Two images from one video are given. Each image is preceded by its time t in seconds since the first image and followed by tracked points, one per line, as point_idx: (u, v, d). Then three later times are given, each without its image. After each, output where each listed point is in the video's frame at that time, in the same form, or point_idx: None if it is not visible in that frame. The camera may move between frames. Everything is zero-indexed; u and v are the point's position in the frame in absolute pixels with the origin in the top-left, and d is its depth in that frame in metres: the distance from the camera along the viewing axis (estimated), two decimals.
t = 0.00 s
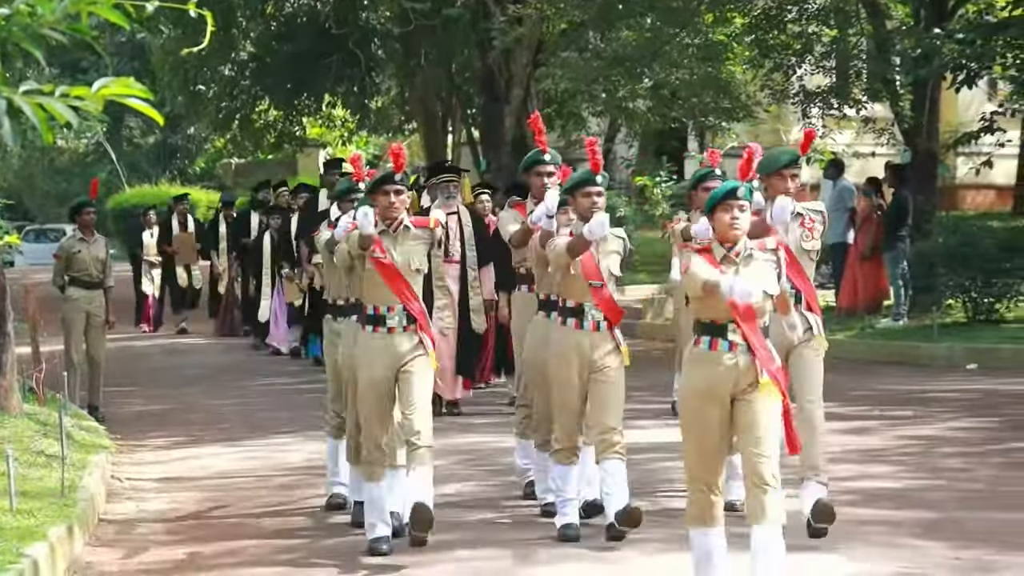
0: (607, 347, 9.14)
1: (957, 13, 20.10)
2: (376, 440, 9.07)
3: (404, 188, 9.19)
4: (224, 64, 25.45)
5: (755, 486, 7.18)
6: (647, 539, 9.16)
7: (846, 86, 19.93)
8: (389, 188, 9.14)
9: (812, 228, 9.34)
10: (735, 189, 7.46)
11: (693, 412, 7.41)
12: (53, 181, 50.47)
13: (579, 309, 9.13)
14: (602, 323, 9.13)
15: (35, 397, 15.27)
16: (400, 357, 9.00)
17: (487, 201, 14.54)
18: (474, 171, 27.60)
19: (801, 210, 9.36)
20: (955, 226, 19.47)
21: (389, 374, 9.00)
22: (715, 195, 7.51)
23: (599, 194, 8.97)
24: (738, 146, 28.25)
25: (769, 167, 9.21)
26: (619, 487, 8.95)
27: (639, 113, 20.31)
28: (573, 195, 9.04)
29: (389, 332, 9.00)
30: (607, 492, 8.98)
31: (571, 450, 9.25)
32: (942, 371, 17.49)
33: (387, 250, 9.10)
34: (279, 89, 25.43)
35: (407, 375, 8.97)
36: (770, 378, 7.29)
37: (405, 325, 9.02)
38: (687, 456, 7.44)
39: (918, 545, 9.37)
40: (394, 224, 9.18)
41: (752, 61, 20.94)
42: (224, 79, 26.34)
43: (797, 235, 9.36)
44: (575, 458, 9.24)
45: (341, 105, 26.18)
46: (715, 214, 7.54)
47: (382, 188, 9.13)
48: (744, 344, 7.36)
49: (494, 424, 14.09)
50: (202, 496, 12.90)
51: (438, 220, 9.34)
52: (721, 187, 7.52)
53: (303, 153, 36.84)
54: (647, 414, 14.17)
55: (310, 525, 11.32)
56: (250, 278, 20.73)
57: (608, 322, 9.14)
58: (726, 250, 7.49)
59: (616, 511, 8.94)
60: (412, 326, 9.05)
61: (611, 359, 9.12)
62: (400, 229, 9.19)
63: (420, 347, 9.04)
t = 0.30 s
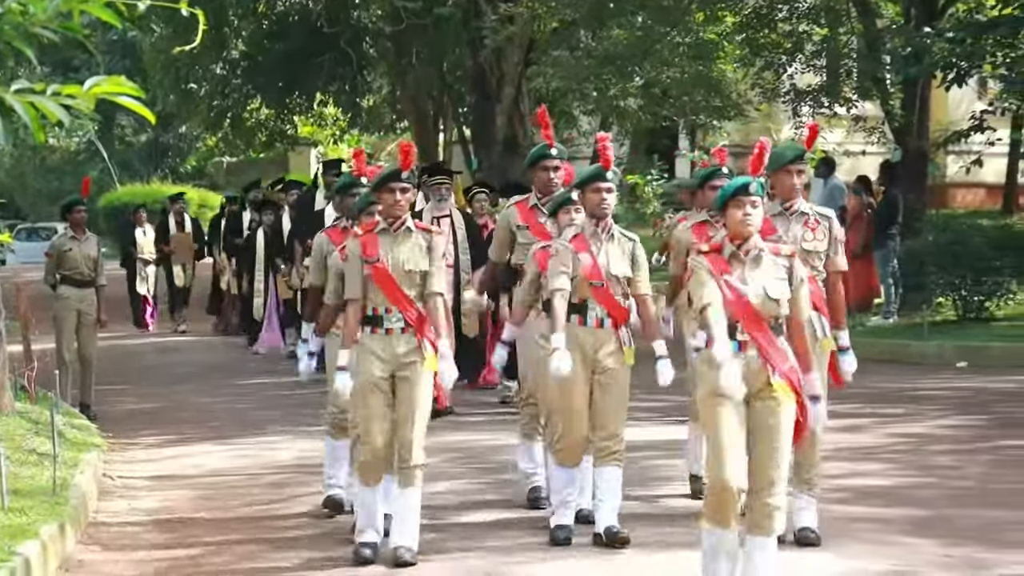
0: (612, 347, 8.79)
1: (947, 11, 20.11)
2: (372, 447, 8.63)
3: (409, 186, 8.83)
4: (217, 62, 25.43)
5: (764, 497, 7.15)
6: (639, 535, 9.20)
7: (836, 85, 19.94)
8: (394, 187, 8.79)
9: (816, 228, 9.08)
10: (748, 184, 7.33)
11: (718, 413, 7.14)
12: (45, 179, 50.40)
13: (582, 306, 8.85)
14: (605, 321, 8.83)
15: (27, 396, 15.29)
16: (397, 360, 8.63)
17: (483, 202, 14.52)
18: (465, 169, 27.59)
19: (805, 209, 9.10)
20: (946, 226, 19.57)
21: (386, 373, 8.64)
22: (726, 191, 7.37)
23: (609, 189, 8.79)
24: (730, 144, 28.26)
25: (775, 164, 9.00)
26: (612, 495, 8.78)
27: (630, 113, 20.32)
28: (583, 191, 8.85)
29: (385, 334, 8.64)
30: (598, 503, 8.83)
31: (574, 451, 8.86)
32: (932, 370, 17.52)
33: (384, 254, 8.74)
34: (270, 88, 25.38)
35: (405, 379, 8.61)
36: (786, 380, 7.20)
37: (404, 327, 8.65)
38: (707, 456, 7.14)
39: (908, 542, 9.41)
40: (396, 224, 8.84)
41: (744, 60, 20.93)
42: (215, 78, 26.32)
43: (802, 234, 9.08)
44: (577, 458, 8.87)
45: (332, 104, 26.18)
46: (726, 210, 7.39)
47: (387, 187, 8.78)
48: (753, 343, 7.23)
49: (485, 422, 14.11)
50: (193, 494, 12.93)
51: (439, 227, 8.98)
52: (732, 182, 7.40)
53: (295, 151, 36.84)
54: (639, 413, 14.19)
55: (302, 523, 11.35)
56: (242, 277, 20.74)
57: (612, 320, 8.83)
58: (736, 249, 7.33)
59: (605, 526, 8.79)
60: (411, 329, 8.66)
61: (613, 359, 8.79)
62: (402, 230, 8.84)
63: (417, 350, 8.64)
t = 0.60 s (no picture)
0: (605, 346, 8.71)
1: (933, 10, 20.11)
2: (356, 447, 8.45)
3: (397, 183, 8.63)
4: (206, 59, 25.37)
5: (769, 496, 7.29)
6: (627, 532, 9.24)
7: (824, 82, 19.93)
8: (380, 184, 8.57)
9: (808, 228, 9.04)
10: (758, 185, 7.21)
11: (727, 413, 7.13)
12: (33, 176, 50.27)
13: (575, 305, 8.71)
14: (599, 319, 8.67)
15: (14, 393, 15.30)
16: (385, 360, 8.49)
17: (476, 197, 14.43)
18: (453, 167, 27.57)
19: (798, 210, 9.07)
20: (933, 223, 19.63)
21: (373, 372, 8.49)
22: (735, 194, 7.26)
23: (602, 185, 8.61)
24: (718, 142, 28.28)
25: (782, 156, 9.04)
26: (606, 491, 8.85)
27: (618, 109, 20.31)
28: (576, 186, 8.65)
29: (374, 333, 8.50)
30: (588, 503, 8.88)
31: (578, 447, 8.67)
32: (918, 367, 17.56)
33: (367, 249, 8.59)
34: (258, 85, 25.32)
35: (395, 380, 8.53)
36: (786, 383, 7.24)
37: (392, 327, 8.51)
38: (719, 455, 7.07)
39: (895, 539, 9.45)
40: (383, 221, 8.64)
41: (731, 57, 20.92)
42: (204, 75, 26.28)
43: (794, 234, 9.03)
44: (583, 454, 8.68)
45: (321, 101, 26.18)
46: (736, 213, 7.27)
47: (374, 184, 8.57)
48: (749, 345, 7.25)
49: (473, 419, 14.15)
50: (181, 491, 12.96)
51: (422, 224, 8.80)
52: (742, 184, 7.28)
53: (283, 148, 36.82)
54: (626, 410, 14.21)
55: (290, 521, 11.39)
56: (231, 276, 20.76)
57: (606, 318, 8.68)
58: (738, 246, 7.30)
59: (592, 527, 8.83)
60: (399, 328, 8.53)
61: (608, 357, 8.73)
62: (387, 227, 8.65)
63: (405, 351, 8.52)
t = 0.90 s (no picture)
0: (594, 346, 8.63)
1: (914, 9, 20.13)
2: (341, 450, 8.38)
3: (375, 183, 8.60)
4: (189, 58, 25.31)
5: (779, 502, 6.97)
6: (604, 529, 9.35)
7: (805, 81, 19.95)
8: (359, 183, 8.55)
9: (800, 224, 8.95)
10: (752, 181, 7.19)
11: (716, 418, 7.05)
12: (16, 174, 50.20)
13: (561, 306, 8.68)
14: (586, 320, 8.65)
15: None
16: (369, 363, 8.35)
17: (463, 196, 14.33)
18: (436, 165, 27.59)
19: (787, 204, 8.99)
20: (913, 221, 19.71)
21: (358, 378, 8.36)
22: (729, 189, 7.27)
23: (581, 184, 8.71)
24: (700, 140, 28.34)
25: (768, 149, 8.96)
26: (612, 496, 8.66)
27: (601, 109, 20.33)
28: (555, 186, 8.76)
29: (358, 336, 8.38)
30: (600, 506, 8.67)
31: (563, 454, 8.70)
32: (898, 364, 17.65)
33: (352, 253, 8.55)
34: (242, 84, 25.28)
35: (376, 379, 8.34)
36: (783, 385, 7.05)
37: (377, 329, 8.40)
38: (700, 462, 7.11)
39: (876, 535, 9.54)
40: (362, 222, 8.64)
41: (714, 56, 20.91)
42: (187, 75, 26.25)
43: (785, 229, 8.94)
44: (567, 461, 8.70)
45: (304, 100, 26.16)
46: (729, 209, 7.29)
47: (352, 184, 8.55)
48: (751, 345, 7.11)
49: (456, 416, 14.22)
50: (165, 489, 13.01)
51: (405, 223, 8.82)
52: (734, 180, 7.27)
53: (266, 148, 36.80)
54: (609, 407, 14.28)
55: (276, 519, 11.44)
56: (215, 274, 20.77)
57: (592, 319, 8.66)
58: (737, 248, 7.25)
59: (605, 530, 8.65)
60: (384, 331, 8.41)
61: (597, 357, 8.63)
62: (367, 228, 8.66)
63: (393, 352, 8.40)
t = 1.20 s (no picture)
0: (598, 350, 8.49)
1: (902, 10, 20.19)
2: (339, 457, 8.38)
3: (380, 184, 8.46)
4: (180, 58, 25.30)
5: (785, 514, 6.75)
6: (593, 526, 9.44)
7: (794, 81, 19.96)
8: (365, 184, 8.42)
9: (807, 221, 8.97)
10: (753, 182, 6.94)
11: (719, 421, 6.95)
12: (7, 173, 50.22)
13: (567, 309, 8.52)
14: (592, 324, 8.50)
15: None
16: (370, 367, 8.24)
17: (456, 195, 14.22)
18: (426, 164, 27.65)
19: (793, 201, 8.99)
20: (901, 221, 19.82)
21: (358, 383, 8.25)
22: (730, 190, 7.01)
23: (589, 185, 8.50)
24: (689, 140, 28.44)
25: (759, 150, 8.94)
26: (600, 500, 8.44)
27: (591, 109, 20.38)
28: (561, 186, 8.57)
29: (358, 340, 8.25)
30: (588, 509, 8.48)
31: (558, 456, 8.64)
32: (887, 364, 17.75)
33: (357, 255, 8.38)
34: (232, 84, 25.31)
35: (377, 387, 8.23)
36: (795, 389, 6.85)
37: (377, 334, 8.26)
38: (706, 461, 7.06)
39: (865, 534, 9.63)
40: (368, 224, 8.48)
41: (703, 57, 20.96)
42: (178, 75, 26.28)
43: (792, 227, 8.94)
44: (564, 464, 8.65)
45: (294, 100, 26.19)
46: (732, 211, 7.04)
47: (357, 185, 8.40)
48: (767, 350, 6.90)
49: (447, 416, 14.30)
50: (157, 488, 13.07)
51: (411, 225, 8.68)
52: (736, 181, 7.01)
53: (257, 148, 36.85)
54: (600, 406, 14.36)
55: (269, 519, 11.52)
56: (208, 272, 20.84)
57: (599, 323, 8.51)
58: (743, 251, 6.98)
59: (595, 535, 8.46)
60: (384, 335, 8.28)
61: (601, 362, 8.49)
62: (374, 230, 8.49)
63: (393, 357, 8.27)
